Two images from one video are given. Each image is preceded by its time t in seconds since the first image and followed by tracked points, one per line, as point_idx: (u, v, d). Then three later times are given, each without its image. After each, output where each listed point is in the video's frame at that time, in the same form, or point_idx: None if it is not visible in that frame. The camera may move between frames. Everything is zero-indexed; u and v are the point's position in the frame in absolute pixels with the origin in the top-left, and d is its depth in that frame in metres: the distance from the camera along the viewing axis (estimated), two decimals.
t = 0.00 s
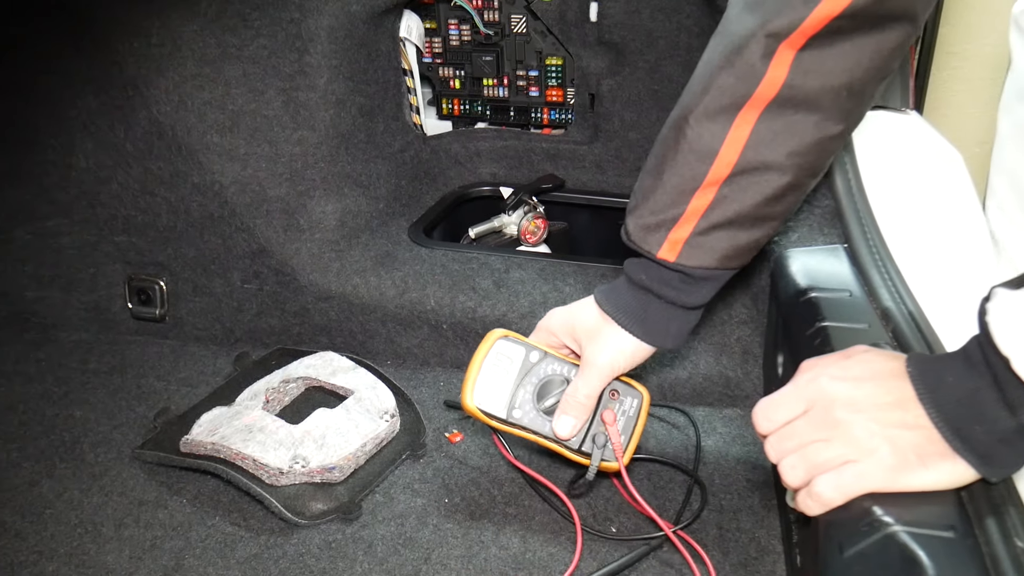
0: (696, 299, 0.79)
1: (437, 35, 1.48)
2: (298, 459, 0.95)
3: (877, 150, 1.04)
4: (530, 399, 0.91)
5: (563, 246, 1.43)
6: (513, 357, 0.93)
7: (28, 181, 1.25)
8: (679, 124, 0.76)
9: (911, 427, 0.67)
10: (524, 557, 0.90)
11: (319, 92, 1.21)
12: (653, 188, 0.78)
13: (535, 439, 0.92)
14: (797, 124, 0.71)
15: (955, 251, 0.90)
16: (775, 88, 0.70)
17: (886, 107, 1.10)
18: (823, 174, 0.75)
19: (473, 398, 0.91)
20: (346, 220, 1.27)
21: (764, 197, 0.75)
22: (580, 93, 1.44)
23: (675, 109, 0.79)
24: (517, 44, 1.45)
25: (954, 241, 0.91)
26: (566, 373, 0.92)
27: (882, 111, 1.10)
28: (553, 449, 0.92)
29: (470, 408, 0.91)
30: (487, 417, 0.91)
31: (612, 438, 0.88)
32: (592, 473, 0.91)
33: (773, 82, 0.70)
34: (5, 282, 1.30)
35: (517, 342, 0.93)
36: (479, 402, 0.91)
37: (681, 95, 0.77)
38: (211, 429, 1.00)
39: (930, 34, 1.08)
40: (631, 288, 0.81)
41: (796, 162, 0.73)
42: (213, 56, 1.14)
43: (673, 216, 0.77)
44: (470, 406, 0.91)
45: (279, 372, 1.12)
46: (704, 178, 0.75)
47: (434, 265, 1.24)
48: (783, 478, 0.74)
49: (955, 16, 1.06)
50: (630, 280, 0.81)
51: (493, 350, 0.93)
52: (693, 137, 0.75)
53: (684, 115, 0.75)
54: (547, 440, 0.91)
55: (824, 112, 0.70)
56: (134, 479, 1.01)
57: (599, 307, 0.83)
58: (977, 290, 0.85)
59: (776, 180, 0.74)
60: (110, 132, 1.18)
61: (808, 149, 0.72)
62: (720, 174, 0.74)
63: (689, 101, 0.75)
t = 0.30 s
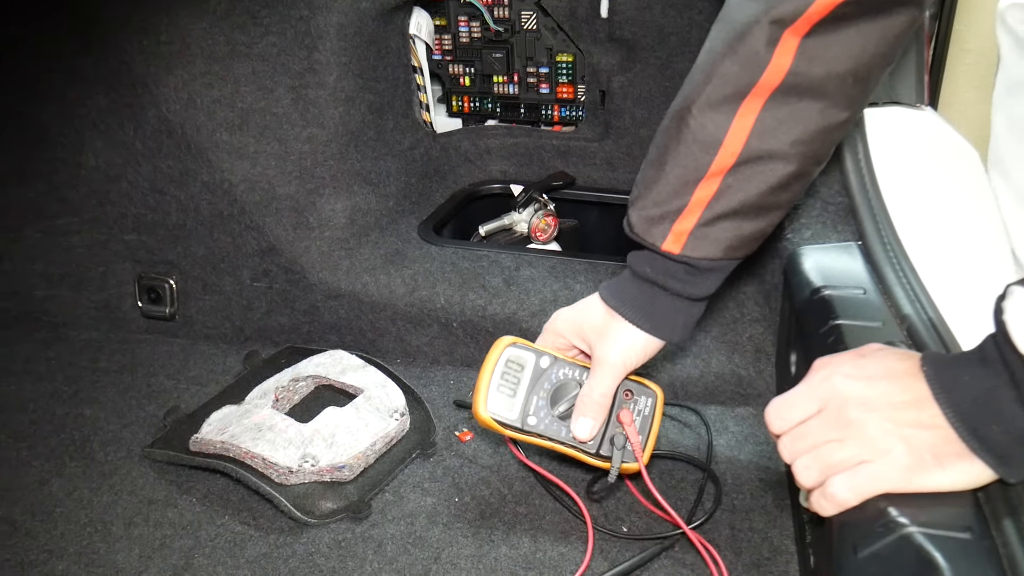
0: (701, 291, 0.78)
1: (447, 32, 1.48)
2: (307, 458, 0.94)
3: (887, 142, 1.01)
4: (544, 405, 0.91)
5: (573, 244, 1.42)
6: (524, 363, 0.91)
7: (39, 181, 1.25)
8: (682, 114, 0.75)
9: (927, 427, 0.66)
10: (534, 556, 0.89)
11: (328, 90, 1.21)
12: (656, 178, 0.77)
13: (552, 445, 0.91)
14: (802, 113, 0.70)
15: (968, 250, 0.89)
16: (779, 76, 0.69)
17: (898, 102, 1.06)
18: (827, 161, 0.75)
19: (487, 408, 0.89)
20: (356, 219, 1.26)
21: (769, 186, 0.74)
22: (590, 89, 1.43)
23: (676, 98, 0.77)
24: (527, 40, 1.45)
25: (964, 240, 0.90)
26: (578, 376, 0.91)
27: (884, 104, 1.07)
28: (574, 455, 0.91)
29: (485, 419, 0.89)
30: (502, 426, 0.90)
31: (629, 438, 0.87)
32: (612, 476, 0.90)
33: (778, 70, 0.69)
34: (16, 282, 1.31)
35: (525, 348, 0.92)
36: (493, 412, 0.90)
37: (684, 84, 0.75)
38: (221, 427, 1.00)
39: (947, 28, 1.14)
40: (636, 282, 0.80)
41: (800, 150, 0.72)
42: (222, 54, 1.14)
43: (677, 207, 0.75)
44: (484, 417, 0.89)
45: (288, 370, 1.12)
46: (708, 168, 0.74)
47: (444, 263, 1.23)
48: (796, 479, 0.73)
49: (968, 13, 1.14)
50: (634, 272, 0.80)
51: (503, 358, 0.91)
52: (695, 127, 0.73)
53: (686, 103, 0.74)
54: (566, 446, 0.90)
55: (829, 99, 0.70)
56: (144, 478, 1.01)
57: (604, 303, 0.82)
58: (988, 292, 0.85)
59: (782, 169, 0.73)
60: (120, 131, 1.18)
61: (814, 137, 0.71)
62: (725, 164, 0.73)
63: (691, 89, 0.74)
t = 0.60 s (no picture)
0: (693, 251, 0.78)
1: None
2: (308, 413, 0.95)
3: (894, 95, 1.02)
4: (537, 367, 0.90)
5: (574, 194, 1.40)
6: (517, 326, 0.91)
7: (36, 134, 1.23)
8: (672, 73, 0.73)
9: (929, 387, 0.66)
10: (534, 511, 0.90)
11: (326, 40, 1.17)
12: (646, 140, 0.76)
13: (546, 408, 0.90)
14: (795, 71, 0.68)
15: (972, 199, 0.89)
16: (769, 36, 0.66)
17: (909, 53, 1.08)
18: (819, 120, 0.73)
19: (480, 370, 0.89)
20: (356, 171, 1.25)
21: (761, 146, 0.73)
22: (594, 38, 1.39)
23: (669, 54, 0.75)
24: None
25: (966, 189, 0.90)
26: (570, 338, 0.91)
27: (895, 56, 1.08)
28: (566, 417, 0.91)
29: (478, 381, 0.89)
30: (495, 388, 0.90)
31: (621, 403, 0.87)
32: (603, 439, 0.89)
33: (768, 30, 0.66)
34: (16, 235, 1.30)
35: (520, 311, 0.92)
36: (487, 375, 0.90)
37: (674, 41, 0.73)
38: (222, 382, 1.00)
39: None
40: (627, 243, 0.80)
41: (792, 110, 0.71)
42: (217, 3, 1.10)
43: (667, 167, 0.75)
44: (477, 379, 0.89)
45: (289, 325, 1.12)
46: (699, 128, 0.73)
47: (445, 216, 1.22)
48: (796, 438, 0.73)
49: None
50: (624, 234, 0.80)
51: (497, 321, 0.91)
52: (685, 87, 0.72)
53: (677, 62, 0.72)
54: (558, 408, 0.90)
55: (819, 59, 0.67)
56: (147, 432, 1.02)
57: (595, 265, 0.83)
58: (989, 238, 0.84)
59: (773, 130, 0.72)
60: (115, 82, 1.16)
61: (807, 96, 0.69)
62: (716, 125, 0.72)
63: (682, 47, 0.72)
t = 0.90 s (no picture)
0: (666, 236, 0.76)
1: None
2: (299, 388, 0.94)
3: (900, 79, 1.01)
4: (510, 366, 0.89)
5: (575, 172, 1.35)
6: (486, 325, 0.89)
7: (28, 98, 1.21)
8: (648, 50, 0.71)
9: (924, 379, 0.65)
10: (524, 492, 0.90)
11: (323, 8, 1.16)
12: (620, 120, 0.73)
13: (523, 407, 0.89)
14: (786, 52, 0.67)
15: (971, 189, 0.88)
16: (754, 12, 0.65)
17: (916, 33, 1.06)
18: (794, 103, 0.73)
19: (452, 374, 0.88)
20: (352, 142, 1.23)
21: (738, 128, 0.71)
22: (597, 10, 1.36)
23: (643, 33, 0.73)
24: None
25: (967, 179, 0.90)
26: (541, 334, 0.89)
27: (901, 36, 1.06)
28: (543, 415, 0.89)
29: (451, 386, 0.88)
30: (468, 391, 0.88)
31: (600, 394, 0.86)
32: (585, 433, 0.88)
33: (752, 5, 0.65)
34: (8, 199, 1.29)
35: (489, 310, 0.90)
36: (458, 378, 0.88)
37: (650, 19, 0.71)
38: (213, 354, 1.00)
39: None
40: (600, 229, 0.77)
41: (770, 91, 0.70)
42: None
43: (642, 149, 0.73)
44: (449, 383, 0.88)
45: (281, 298, 1.11)
46: (675, 108, 0.71)
47: (442, 190, 1.20)
48: (788, 428, 0.72)
49: None
50: (597, 219, 0.77)
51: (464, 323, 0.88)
52: (662, 65, 0.70)
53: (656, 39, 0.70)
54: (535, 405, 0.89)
55: (802, 38, 0.66)
56: (136, 404, 1.01)
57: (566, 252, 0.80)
58: (991, 230, 0.85)
59: (751, 111, 0.70)
60: (108, 47, 1.13)
61: (787, 76, 0.68)
62: (693, 105, 0.70)
63: (659, 23, 0.70)
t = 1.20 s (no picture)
0: (678, 244, 0.74)
1: None
2: (299, 381, 0.93)
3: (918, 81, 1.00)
4: (521, 376, 0.89)
5: (584, 164, 1.34)
6: (501, 332, 0.90)
7: (30, 81, 1.19)
8: (659, 57, 0.68)
9: (939, 388, 0.63)
10: (525, 492, 0.89)
11: None
12: (631, 128, 0.71)
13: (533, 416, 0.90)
14: (803, 60, 0.64)
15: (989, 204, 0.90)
16: (766, 21, 0.62)
17: (934, 32, 1.03)
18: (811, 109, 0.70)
19: (464, 378, 0.89)
20: (357, 132, 1.21)
21: (752, 136, 0.69)
22: (608, 3, 1.33)
23: (655, 38, 0.70)
24: None
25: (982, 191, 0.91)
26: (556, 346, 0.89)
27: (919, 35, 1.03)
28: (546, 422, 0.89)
29: (462, 388, 0.90)
30: (479, 395, 0.90)
31: (606, 415, 0.86)
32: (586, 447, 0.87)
33: (765, 14, 0.61)
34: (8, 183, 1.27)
35: (504, 317, 0.90)
36: (470, 381, 0.89)
37: (662, 25, 0.68)
38: (213, 346, 0.98)
39: None
40: (611, 237, 0.76)
41: (785, 98, 0.67)
42: None
43: (653, 158, 0.70)
44: (461, 386, 0.89)
45: (282, 289, 1.09)
46: (687, 116, 0.68)
47: (448, 182, 1.18)
48: (797, 434, 0.71)
49: None
50: (607, 226, 0.76)
51: (480, 328, 0.90)
52: (673, 74, 0.67)
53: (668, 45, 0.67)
54: (540, 414, 0.88)
55: (818, 45, 0.63)
56: (134, 394, 1.00)
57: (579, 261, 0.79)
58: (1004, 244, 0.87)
59: (766, 119, 0.68)
60: (111, 30, 1.11)
61: (802, 84, 0.66)
62: (706, 114, 0.68)
63: (671, 29, 0.67)
